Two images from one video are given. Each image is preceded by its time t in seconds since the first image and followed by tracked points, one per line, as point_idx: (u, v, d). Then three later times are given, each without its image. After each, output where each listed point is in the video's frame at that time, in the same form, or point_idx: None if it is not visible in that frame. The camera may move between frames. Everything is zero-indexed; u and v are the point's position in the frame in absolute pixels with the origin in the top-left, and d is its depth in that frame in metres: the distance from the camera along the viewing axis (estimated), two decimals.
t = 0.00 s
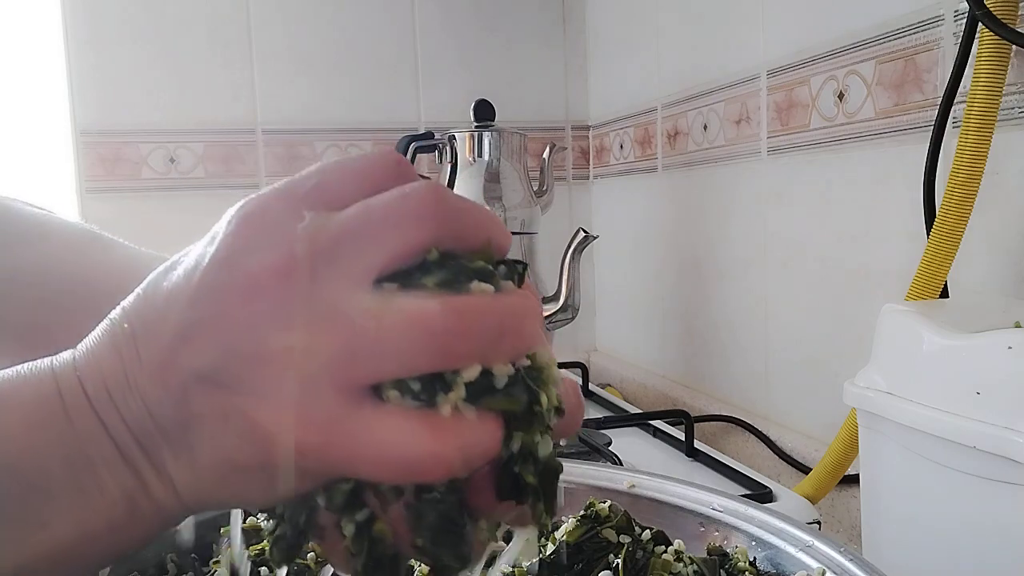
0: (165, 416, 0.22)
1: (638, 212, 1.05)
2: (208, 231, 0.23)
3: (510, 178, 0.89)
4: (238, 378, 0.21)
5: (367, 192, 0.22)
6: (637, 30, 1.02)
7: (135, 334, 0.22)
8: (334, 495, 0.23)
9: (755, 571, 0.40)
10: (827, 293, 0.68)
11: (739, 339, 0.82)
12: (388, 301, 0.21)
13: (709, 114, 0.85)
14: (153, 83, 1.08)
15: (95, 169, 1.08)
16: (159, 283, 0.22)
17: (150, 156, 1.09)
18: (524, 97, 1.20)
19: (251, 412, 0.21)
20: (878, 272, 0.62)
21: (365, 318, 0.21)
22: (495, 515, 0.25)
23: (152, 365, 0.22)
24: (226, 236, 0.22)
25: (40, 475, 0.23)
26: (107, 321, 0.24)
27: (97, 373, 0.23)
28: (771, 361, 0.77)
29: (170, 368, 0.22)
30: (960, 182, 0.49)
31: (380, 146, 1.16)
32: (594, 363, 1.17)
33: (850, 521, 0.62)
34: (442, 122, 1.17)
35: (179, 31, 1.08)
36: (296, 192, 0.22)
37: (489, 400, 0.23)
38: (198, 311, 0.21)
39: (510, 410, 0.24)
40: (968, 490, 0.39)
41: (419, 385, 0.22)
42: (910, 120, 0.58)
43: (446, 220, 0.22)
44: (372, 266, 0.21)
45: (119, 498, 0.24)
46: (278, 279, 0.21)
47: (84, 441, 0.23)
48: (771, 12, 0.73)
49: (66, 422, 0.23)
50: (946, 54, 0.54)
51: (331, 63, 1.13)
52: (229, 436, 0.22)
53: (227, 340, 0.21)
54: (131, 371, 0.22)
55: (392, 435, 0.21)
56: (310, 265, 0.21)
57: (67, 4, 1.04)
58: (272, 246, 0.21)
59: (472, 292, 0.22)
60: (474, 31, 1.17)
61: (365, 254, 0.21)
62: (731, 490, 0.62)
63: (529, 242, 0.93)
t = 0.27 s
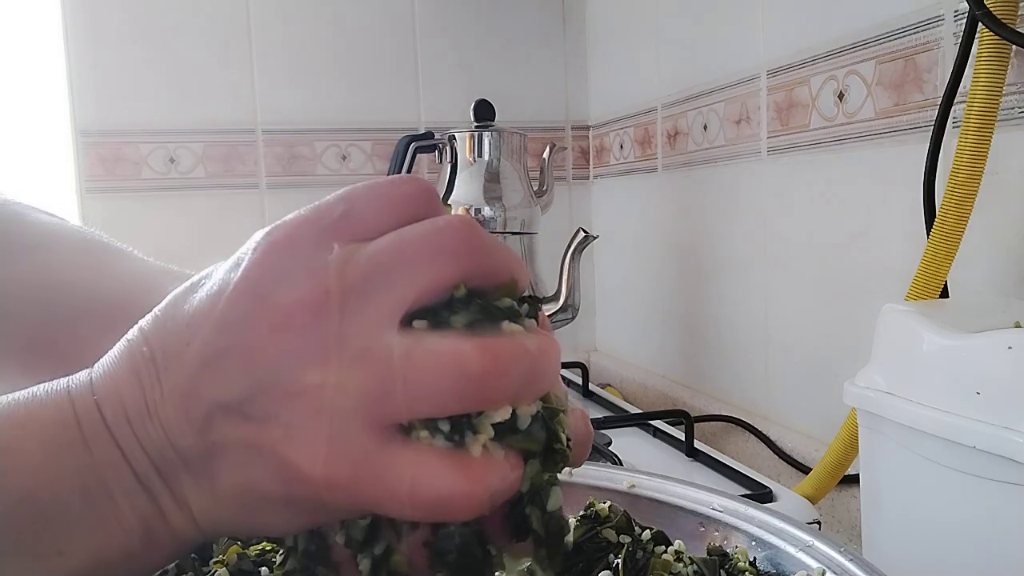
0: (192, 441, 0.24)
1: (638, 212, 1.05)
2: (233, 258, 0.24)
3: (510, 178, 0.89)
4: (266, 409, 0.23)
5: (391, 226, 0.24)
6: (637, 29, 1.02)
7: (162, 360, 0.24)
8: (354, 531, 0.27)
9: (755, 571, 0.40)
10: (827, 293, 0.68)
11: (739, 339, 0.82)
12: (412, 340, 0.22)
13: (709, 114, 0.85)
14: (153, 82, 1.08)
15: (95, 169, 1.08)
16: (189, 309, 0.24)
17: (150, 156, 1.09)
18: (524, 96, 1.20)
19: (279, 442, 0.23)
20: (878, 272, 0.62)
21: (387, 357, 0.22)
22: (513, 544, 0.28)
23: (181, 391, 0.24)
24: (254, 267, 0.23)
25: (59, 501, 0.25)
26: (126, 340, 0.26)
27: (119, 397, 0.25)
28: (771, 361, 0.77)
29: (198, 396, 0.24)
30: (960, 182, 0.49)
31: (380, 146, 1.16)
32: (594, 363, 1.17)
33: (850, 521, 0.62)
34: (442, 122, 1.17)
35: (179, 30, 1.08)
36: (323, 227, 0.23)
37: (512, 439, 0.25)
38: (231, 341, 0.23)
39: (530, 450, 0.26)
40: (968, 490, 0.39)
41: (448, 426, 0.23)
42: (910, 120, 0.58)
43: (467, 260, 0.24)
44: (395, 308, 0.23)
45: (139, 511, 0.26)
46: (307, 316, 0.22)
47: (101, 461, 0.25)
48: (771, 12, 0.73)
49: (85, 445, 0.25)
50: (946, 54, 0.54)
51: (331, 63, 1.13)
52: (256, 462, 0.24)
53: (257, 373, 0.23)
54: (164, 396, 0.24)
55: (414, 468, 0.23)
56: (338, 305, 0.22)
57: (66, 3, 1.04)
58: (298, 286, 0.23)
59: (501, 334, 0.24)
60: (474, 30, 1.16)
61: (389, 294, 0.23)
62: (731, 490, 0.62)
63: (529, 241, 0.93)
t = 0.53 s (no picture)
0: (188, 445, 0.25)
1: (638, 212, 1.05)
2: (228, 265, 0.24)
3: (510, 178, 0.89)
4: (263, 419, 0.23)
5: (382, 233, 0.24)
6: (637, 29, 1.02)
7: (157, 366, 0.24)
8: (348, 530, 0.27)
9: (755, 571, 0.40)
10: (827, 293, 0.68)
11: (739, 339, 0.82)
12: (408, 351, 0.22)
13: (709, 114, 0.85)
14: (154, 82, 1.08)
15: (95, 169, 1.08)
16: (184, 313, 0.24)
17: (150, 156, 1.09)
18: (524, 96, 1.20)
19: (278, 449, 0.23)
20: (878, 272, 0.62)
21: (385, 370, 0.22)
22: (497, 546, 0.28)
23: (178, 397, 0.24)
24: (248, 275, 0.23)
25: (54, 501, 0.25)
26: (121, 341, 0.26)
27: (115, 400, 0.25)
28: (771, 361, 0.77)
29: (195, 403, 0.24)
30: (960, 182, 0.49)
31: (380, 146, 1.16)
32: (594, 363, 1.17)
33: (850, 521, 0.62)
34: (443, 122, 1.17)
35: (180, 31, 1.08)
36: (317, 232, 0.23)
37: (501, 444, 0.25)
38: (225, 347, 0.23)
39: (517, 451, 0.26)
40: (968, 490, 0.39)
41: (443, 434, 0.24)
42: (910, 120, 0.58)
43: (465, 271, 0.23)
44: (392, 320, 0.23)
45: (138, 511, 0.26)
46: (302, 324, 0.22)
47: (98, 461, 0.25)
48: (771, 12, 0.73)
49: (80, 446, 0.25)
50: (946, 54, 0.54)
51: (331, 63, 1.13)
52: (254, 469, 0.24)
53: (254, 386, 0.23)
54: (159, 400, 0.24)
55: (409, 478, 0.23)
56: (332, 313, 0.22)
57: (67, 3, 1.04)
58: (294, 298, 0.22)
59: (495, 342, 0.24)
60: (474, 30, 1.16)
61: (385, 307, 0.23)
62: (731, 490, 0.62)
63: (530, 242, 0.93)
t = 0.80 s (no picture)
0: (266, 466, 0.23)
1: (638, 212, 1.05)
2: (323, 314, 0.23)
3: (510, 178, 0.89)
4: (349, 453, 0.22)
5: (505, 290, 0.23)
6: (637, 29, 1.02)
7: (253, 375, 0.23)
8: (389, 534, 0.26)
9: (754, 570, 0.40)
10: (827, 292, 0.68)
11: (739, 339, 0.82)
12: (510, 437, 0.22)
13: (709, 114, 0.85)
14: (153, 82, 1.08)
15: (95, 169, 1.08)
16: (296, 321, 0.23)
17: (150, 156, 1.09)
18: (524, 96, 1.20)
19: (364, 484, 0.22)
20: (877, 272, 0.62)
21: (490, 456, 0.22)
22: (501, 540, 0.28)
23: (248, 435, 0.23)
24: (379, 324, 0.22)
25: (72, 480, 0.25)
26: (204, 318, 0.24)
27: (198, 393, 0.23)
28: (771, 361, 0.77)
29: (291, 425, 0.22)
30: (959, 183, 0.49)
31: (380, 146, 1.16)
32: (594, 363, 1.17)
33: (850, 520, 0.62)
34: (443, 122, 1.17)
35: (180, 31, 1.08)
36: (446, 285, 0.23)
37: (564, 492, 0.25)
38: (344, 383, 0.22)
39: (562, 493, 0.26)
40: (967, 490, 0.39)
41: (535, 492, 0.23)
42: (910, 120, 0.58)
43: (577, 349, 0.23)
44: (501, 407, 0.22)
45: (152, 495, 0.25)
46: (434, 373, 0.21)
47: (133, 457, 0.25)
48: (771, 12, 0.73)
49: (158, 416, 0.24)
50: (946, 54, 0.54)
51: (331, 63, 1.13)
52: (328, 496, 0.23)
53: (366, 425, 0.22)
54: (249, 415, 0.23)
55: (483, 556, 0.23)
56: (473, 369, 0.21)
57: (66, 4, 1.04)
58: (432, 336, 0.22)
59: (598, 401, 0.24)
60: (474, 30, 1.17)
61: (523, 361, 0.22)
62: (731, 490, 0.62)
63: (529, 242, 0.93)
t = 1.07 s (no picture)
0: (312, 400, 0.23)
1: (638, 212, 1.05)
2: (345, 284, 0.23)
3: (510, 178, 0.89)
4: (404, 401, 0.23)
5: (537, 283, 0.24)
6: (637, 29, 1.02)
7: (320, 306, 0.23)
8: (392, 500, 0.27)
9: (755, 572, 0.40)
10: (827, 292, 0.68)
11: (739, 338, 0.82)
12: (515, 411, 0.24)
13: (709, 114, 0.85)
14: (153, 83, 1.08)
15: (95, 169, 1.08)
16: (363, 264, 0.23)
17: (150, 156, 1.09)
18: (524, 97, 1.20)
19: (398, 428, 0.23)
20: (877, 272, 0.62)
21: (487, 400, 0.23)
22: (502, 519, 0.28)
23: (253, 362, 0.22)
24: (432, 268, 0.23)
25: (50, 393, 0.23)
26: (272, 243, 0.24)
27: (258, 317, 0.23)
28: (771, 361, 0.77)
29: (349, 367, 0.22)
30: (959, 182, 0.49)
31: (380, 146, 1.16)
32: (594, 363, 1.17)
33: (850, 520, 0.62)
34: (443, 123, 1.17)
35: (180, 31, 1.08)
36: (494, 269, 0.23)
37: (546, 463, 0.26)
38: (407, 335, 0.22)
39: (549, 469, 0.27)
40: (967, 490, 0.39)
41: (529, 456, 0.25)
42: (910, 120, 0.58)
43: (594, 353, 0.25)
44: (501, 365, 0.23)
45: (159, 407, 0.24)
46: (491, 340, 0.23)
47: (128, 378, 0.24)
48: (771, 12, 0.73)
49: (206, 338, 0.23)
50: (946, 54, 0.54)
51: (331, 63, 1.13)
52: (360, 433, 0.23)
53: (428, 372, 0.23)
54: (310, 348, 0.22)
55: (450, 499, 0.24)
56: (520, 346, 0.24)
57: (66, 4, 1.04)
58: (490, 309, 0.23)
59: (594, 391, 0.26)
60: (474, 31, 1.17)
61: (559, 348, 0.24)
62: (731, 490, 0.62)
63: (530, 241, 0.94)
